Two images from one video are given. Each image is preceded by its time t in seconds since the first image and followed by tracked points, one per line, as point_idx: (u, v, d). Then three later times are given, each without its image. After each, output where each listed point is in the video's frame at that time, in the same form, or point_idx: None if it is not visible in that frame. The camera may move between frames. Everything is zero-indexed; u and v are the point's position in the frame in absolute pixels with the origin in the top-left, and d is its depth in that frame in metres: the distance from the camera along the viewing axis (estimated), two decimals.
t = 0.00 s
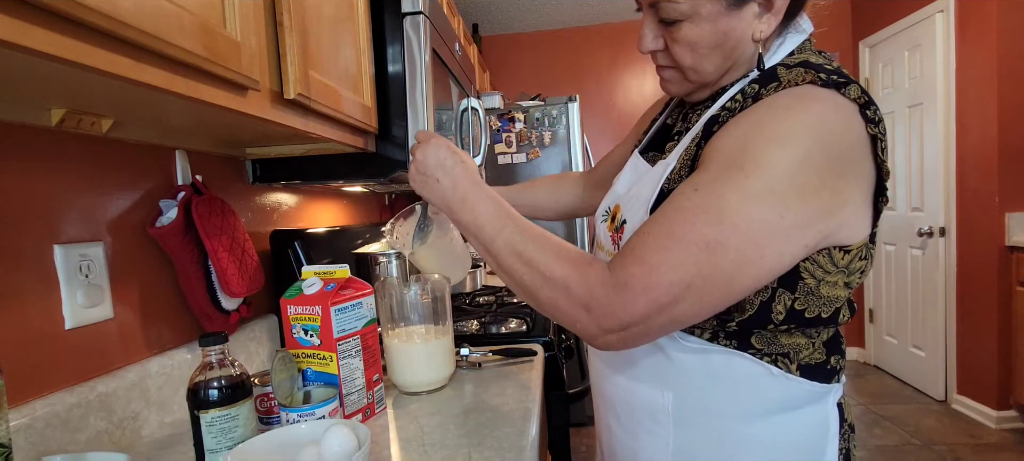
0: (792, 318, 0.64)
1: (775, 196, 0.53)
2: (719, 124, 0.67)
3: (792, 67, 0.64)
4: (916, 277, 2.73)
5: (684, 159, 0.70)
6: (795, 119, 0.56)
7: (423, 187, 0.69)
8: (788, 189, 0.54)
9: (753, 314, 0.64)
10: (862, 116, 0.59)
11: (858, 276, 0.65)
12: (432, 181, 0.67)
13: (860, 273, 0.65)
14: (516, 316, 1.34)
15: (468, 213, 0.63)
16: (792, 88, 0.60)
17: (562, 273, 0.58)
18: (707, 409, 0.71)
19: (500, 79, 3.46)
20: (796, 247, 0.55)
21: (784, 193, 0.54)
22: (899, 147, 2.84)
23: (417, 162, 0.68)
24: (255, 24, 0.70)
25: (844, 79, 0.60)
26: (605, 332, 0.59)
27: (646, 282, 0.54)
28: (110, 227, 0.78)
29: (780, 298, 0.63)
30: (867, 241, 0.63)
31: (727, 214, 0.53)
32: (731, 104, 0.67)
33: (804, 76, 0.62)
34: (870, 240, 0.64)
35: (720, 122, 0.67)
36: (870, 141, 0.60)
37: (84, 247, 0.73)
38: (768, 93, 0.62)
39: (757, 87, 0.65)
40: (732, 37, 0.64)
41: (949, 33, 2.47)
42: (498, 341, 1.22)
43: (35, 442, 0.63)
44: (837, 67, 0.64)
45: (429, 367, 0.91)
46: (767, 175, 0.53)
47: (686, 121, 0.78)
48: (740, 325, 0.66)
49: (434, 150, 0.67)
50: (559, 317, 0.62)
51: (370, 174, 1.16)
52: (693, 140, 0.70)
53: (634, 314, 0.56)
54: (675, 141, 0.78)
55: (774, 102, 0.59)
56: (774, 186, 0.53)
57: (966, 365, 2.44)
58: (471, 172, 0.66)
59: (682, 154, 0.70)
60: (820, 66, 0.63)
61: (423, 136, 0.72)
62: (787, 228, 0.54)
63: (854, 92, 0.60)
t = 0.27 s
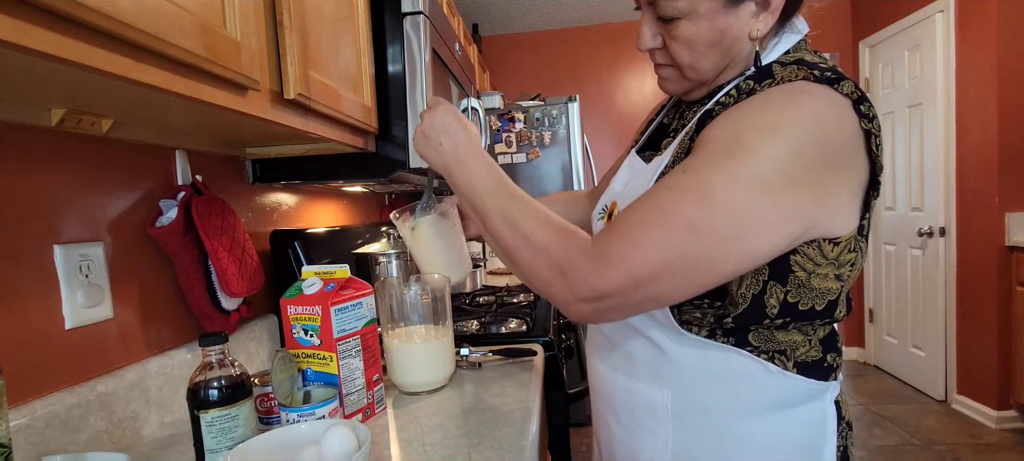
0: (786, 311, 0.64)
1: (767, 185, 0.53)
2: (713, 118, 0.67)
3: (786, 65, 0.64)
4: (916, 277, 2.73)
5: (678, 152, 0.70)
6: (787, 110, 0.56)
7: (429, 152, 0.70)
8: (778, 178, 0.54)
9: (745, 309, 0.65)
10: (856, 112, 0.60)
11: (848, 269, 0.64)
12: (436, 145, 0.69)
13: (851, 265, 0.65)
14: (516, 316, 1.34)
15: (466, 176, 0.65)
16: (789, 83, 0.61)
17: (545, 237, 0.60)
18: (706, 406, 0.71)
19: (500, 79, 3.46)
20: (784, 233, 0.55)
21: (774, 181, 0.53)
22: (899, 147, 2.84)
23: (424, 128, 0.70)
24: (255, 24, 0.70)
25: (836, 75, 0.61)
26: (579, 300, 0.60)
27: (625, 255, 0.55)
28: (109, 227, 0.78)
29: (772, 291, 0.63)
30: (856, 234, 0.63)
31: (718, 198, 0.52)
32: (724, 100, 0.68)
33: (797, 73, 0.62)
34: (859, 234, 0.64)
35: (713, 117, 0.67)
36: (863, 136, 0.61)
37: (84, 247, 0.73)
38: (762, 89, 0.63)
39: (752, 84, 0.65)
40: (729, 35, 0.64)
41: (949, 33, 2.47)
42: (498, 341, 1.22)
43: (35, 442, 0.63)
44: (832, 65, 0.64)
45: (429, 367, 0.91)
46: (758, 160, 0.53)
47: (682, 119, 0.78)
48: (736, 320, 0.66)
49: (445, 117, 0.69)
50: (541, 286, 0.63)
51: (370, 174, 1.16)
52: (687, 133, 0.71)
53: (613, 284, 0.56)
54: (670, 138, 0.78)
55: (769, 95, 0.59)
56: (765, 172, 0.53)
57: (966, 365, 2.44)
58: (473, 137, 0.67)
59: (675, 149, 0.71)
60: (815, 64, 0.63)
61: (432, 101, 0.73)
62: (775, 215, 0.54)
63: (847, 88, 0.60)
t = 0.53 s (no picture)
0: (776, 304, 0.64)
1: (752, 174, 0.53)
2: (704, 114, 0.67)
3: (780, 62, 0.64)
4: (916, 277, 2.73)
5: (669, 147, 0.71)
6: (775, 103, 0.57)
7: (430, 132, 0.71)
8: (766, 168, 0.54)
9: (734, 303, 0.65)
10: (847, 108, 0.60)
11: (837, 262, 0.63)
12: (437, 127, 0.70)
13: (839, 259, 0.64)
14: (516, 316, 1.34)
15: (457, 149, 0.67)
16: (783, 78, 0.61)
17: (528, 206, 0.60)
18: (703, 403, 0.71)
19: (500, 79, 3.46)
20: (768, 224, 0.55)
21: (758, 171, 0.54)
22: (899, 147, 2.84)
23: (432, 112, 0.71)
24: (255, 24, 0.70)
25: (827, 72, 0.62)
26: (555, 267, 0.61)
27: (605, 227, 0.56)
28: (109, 227, 0.78)
29: (760, 284, 0.63)
30: (842, 226, 0.62)
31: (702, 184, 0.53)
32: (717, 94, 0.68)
33: (789, 70, 0.63)
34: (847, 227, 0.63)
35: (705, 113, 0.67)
36: (855, 132, 0.61)
37: (84, 247, 0.73)
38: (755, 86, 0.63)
39: (746, 80, 0.65)
40: (724, 34, 0.64)
41: (949, 33, 2.47)
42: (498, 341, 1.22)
43: (35, 442, 0.63)
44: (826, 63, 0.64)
45: (430, 367, 0.91)
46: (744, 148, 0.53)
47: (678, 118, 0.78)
48: (730, 315, 0.66)
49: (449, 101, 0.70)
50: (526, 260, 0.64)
51: (370, 174, 1.16)
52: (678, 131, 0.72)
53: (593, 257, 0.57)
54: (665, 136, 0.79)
55: (760, 89, 0.60)
56: (750, 160, 0.53)
57: (966, 365, 2.44)
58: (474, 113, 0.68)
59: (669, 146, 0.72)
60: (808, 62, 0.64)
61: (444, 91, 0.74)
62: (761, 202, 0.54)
63: (840, 84, 0.61)
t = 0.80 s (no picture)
0: (767, 296, 0.64)
1: (740, 165, 0.54)
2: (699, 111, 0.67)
3: (775, 61, 0.64)
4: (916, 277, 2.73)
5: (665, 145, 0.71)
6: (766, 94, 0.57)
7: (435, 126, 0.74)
8: (755, 159, 0.54)
9: (725, 295, 0.65)
10: (840, 105, 0.61)
11: (826, 257, 0.62)
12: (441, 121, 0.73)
13: (830, 254, 0.63)
14: (516, 316, 1.34)
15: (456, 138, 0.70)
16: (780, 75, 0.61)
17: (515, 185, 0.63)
18: (701, 401, 0.71)
19: (500, 79, 3.46)
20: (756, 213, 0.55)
21: (746, 159, 0.54)
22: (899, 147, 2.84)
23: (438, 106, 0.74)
24: (255, 24, 0.70)
25: (820, 69, 0.62)
26: (539, 241, 0.61)
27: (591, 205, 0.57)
28: (109, 227, 0.78)
29: (749, 276, 0.63)
30: (830, 221, 0.61)
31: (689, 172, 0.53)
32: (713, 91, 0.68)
33: (781, 68, 0.63)
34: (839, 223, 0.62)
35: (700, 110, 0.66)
36: (848, 129, 0.61)
37: (84, 247, 0.73)
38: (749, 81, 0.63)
39: (740, 77, 0.65)
40: (719, 34, 0.64)
41: (949, 33, 2.47)
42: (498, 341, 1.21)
43: (35, 442, 0.63)
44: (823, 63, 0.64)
45: (430, 367, 0.91)
46: (734, 138, 0.54)
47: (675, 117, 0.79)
48: (726, 312, 0.66)
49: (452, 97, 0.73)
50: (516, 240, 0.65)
51: (370, 174, 1.16)
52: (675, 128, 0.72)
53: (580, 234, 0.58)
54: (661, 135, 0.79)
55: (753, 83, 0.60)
56: (740, 149, 0.54)
57: (966, 365, 2.44)
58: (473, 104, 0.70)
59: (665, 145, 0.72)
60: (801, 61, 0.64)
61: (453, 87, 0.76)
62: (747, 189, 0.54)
63: (832, 81, 0.61)
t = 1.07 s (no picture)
0: (765, 290, 0.64)
1: (735, 156, 0.54)
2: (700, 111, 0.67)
3: (773, 60, 0.64)
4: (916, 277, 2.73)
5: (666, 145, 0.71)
6: (763, 88, 0.57)
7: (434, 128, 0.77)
8: (752, 153, 0.54)
9: (724, 289, 0.65)
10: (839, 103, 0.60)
11: (823, 251, 0.63)
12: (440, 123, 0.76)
13: (826, 249, 0.63)
14: (516, 316, 1.34)
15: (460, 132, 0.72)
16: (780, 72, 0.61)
17: (511, 173, 0.64)
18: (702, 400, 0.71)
19: (500, 79, 3.46)
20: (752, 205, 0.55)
21: (741, 152, 0.54)
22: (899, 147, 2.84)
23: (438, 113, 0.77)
24: (255, 24, 0.70)
25: (818, 67, 0.62)
26: (535, 226, 0.61)
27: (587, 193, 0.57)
28: (109, 227, 0.78)
29: (748, 271, 0.63)
30: (827, 217, 0.62)
31: (683, 161, 0.53)
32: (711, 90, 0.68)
33: (779, 65, 0.63)
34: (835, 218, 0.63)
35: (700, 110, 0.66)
36: (846, 126, 0.61)
37: (84, 247, 0.73)
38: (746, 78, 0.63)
39: (739, 76, 0.65)
40: (719, 33, 0.64)
41: (949, 33, 2.47)
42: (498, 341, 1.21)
43: (34, 443, 0.63)
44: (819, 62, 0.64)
45: (430, 367, 0.91)
46: (730, 129, 0.54)
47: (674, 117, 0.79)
48: (726, 311, 0.66)
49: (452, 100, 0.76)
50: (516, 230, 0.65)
51: (370, 173, 1.16)
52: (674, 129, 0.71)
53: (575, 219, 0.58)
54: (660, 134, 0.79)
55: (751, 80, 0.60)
56: (737, 142, 0.54)
57: (966, 365, 2.44)
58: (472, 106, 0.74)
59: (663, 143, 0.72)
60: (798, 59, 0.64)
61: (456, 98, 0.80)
62: (738, 178, 0.54)
63: (830, 79, 0.61)
